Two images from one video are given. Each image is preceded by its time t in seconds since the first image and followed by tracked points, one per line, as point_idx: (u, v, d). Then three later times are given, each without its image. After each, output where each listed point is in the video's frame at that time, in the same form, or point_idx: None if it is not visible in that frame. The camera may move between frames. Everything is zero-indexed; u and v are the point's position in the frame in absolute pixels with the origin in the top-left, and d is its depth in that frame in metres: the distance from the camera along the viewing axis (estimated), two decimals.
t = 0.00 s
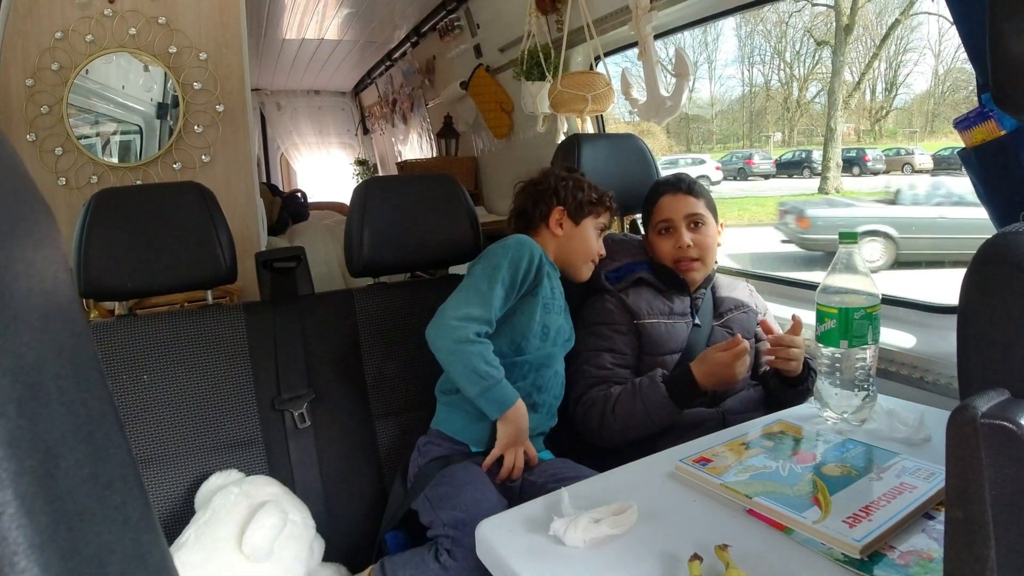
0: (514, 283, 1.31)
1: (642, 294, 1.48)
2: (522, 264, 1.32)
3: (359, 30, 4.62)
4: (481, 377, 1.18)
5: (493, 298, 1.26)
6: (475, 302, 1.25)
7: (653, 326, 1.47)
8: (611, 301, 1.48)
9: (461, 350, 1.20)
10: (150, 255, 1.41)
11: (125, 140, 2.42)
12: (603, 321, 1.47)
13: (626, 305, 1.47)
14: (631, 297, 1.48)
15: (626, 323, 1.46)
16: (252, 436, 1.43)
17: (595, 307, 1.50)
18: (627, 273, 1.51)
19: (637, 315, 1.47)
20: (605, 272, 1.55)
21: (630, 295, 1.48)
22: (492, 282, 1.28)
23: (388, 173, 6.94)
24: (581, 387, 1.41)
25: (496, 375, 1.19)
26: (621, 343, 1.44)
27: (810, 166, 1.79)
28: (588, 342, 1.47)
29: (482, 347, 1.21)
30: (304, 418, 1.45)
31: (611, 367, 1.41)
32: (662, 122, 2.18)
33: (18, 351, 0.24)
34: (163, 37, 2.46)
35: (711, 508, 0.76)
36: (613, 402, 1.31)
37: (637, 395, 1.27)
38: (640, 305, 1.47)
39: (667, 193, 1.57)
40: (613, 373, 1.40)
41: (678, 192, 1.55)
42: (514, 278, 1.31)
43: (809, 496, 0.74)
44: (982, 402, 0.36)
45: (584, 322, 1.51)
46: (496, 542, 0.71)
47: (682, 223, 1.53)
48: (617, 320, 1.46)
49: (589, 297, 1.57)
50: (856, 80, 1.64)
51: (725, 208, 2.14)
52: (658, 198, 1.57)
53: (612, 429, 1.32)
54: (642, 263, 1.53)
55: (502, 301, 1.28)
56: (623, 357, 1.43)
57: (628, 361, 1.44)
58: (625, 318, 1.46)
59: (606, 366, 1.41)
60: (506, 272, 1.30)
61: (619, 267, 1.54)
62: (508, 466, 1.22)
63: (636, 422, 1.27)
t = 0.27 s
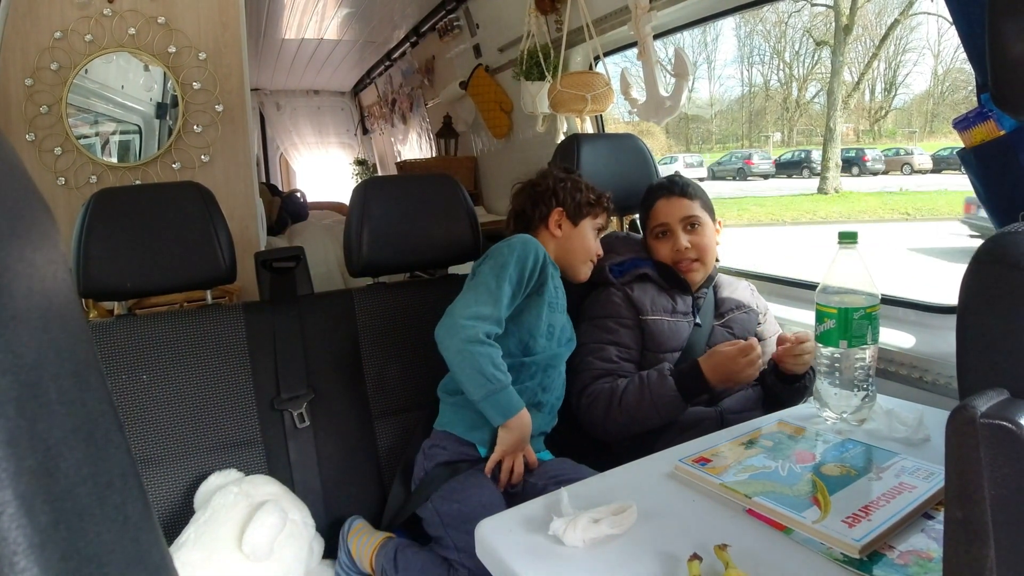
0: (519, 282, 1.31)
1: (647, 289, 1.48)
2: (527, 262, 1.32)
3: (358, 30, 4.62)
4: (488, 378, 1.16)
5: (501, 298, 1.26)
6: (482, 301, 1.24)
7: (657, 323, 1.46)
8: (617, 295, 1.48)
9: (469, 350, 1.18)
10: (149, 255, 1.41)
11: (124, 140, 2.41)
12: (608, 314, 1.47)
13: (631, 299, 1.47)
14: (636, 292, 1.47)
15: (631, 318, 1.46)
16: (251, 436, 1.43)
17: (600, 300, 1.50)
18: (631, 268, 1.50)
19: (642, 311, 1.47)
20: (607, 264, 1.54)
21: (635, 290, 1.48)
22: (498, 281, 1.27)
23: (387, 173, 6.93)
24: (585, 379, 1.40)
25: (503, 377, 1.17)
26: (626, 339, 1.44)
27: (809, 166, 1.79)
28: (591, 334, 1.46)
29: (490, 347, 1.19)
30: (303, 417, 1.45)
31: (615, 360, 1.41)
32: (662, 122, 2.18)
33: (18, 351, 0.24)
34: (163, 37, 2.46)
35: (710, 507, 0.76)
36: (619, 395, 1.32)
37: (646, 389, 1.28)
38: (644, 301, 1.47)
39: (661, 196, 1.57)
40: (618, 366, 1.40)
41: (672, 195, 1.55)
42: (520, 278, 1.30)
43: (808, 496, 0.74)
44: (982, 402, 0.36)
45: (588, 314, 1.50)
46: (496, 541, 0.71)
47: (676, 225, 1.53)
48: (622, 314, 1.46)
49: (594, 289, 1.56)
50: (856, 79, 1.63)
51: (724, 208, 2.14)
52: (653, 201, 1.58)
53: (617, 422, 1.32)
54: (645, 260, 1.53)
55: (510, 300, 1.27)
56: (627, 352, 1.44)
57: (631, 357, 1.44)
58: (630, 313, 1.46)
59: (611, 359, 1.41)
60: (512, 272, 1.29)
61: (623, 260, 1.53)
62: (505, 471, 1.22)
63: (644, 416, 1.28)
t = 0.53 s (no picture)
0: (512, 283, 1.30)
1: (647, 288, 1.48)
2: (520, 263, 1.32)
3: (358, 30, 4.62)
4: (481, 382, 1.15)
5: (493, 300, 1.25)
6: (475, 303, 1.23)
7: (655, 321, 1.46)
8: (616, 293, 1.48)
9: (463, 353, 1.16)
10: (149, 255, 1.41)
11: (124, 140, 2.41)
12: (607, 312, 1.46)
13: (631, 297, 1.47)
14: (635, 290, 1.47)
15: (630, 316, 1.46)
16: (251, 436, 1.43)
17: (599, 297, 1.50)
18: (630, 267, 1.51)
19: (640, 309, 1.46)
20: (607, 263, 1.55)
21: (633, 288, 1.48)
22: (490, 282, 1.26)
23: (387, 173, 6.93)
24: (586, 377, 1.40)
25: (496, 382, 1.16)
26: (625, 336, 1.44)
27: (809, 167, 1.79)
28: (591, 331, 1.46)
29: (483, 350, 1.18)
30: (303, 417, 1.45)
31: (615, 357, 1.42)
32: (661, 122, 2.18)
33: (18, 351, 0.24)
34: (162, 37, 2.46)
35: (710, 507, 0.76)
36: (620, 391, 1.32)
37: (647, 386, 1.29)
38: (643, 299, 1.46)
39: (681, 187, 1.57)
40: (618, 364, 1.41)
41: (691, 187, 1.55)
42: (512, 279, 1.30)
43: (808, 496, 0.74)
44: (981, 402, 0.36)
45: (587, 311, 1.49)
46: (496, 541, 0.71)
47: (694, 217, 1.53)
48: (621, 312, 1.46)
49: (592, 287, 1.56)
50: (855, 80, 1.63)
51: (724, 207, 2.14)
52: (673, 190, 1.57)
53: (617, 419, 1.33)
54: (645, 257, 1.53)
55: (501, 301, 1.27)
56: (627, 349, 1.44)
57: (630, 354, 1.44)
58: (629, 311, 1.46)
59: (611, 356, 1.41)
60: (503, 272, 1.29)
61: (621, 258, 1.54)
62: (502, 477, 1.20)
63: (644, 413, 1.29)
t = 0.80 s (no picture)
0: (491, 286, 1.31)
1: (651, 284, 1.49)
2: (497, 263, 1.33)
3: (358, 30, 4.62)
4: (457, 388, 1.16)
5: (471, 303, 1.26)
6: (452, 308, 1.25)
7: (660, 318, 1.46)
8: (622, 287, 1.48)
9: (440, 359, 1.18)
10: (149, 255, 1.41)
11: (124, 140, 2.41)
12: (612, 305, 1.47)
13: (636, 292, 1.47)
14: (641, 286, 1.48)
15: (635, 310, 1.46)
16: (250, 436, 1.43)
17: (604, 291, 1.50)
18: (636, 263, 1.51)
19: (645, 304, 1.47)
20: (613, 257, 1.55)
21: (640, 284, 1.48)
22: (468, 286, 1.27)
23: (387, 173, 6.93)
24: (590, 366, 1.39)
25: (471, 386, 1.16)
26: (629, 330, 1.44)
27: (808, 167, 1.79)
28: (595, 323, 1.46)
29: (461, 355, 1.19)
30: (302, 417, 1.45)
31: (619, 349, 1.41)
32: (661, 122, 2.18)
33: (18, 351, 0.24)
34: (162, 37, 2.46)
35: (709, 507, 0.76)
36: (623, 378, 1.33)
37: (651, 372, 1.30)
38: (648, 296, 1.47)
39: (710, 187, 1.54)
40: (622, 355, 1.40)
41: (720, 190, 1.53)
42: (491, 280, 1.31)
43: (808, 496, 0.74)
44: (981, 402, 0.36)
45: (592, 305, 1.50)
46: (496, 541, 0.71)
47: (714, 218, 1.51)
48: (626, 305, 1.46)
49: (597, 283, 1.56)
50: (855, 80, 1.63)
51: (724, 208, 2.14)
52: (700, 186, 1.53)
53: (620, 406, 1.32)
54: (651, 255, 1.54)
55: (480, 304, 1.27)
56: (630, 342, 1.44)
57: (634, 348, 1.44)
58: (634, 306, 1.46)
59: (615, 347, 1.41)
60: (482, 274, 1.29)
61: (628, 254, 1.54)
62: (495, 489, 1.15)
63: (647, 399, 1.30)
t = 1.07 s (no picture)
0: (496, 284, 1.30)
1: (650, 287, 1.49)
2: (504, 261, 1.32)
3: (357, 30, 4.62)
4: (458, 387, 1.16)
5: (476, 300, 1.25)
6: (458, 305, 1.24)
7: (659, 320, 1.46)
8: (620, 290, 1.48)
9: (443, 356, 1.18)
10: (149, 255, 1.41)
11: (123, 140, 2.41)
12: (610, 308, 1.47)
13: (634, 294, 1.47)
14: (639, 289, 1.48)
15: (633, 313, 1.46)
16: (250, 435, 1.43)
17: (601, 295, 1.50)
18: (634, 266, 1.52)
19: (644, 306, 1.47)
20: (611, 259, 1.54)
21: (637, 287, 1.49)
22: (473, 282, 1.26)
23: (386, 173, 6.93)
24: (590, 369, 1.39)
25: (473, 386, 1.16)
26: (627, 331, 1.44)
27: (808, 167, 1.80)
28: (593, 326, 1.46)
29: (465, 353, 1.19)
30: (302, 417, 1.45)
31: (618, 349, 1.41)
32: (661, 122, 2.18)
33: (19, 351, 0.24)
34: (162, 37, 2.46)
35: (709, 507, 0.76)
36: (621, 377, 1.32)
37: (647, 369, 1.28)
38: (647, 298, 1.47)
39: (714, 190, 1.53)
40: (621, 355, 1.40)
41: (724, 194, 1.53)
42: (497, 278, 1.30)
43: (807, 496, 0.74)
44: (981, 402, 0.36)
45: (590, 309, 1.50)
46: (496, 541, 0.71)
47: (716, 219, 1.50)
48: (624, 307, 1.46)
49: (596, 287, 1.56)
50: (854, 80, 1.64)
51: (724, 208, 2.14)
52: (704, 187, 1.53)
53: (619, 406, 1.32)
54: (648, 258, 1.54)
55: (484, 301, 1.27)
56: (630, 343, 1.43)
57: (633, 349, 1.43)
58: (632, 308, 1.46)
59: (614, 348, 1.40)
60: (487, 271, 1.29)
61: (626, 257, 1.54)
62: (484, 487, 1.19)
63: (645, 396, 1.28)
